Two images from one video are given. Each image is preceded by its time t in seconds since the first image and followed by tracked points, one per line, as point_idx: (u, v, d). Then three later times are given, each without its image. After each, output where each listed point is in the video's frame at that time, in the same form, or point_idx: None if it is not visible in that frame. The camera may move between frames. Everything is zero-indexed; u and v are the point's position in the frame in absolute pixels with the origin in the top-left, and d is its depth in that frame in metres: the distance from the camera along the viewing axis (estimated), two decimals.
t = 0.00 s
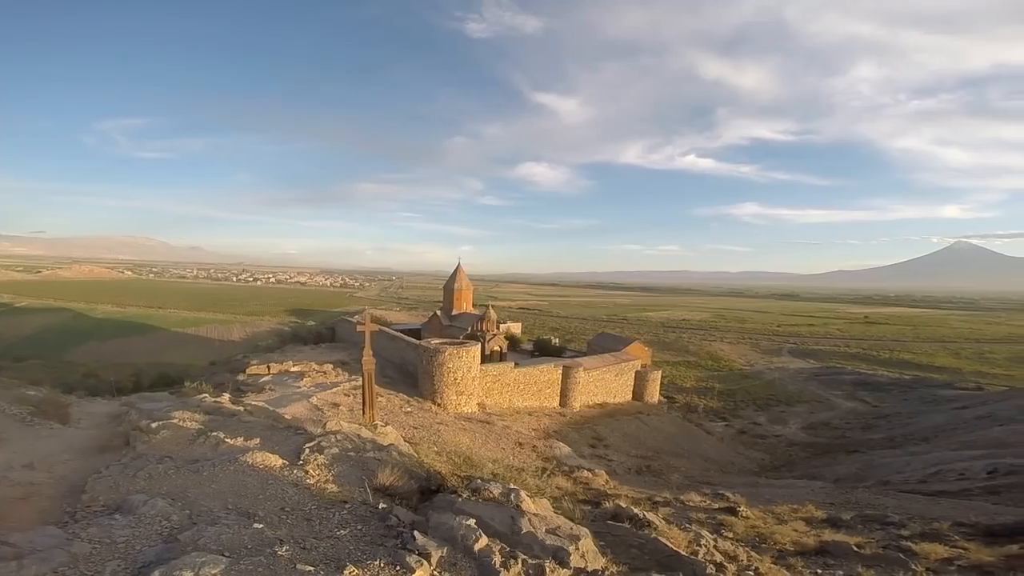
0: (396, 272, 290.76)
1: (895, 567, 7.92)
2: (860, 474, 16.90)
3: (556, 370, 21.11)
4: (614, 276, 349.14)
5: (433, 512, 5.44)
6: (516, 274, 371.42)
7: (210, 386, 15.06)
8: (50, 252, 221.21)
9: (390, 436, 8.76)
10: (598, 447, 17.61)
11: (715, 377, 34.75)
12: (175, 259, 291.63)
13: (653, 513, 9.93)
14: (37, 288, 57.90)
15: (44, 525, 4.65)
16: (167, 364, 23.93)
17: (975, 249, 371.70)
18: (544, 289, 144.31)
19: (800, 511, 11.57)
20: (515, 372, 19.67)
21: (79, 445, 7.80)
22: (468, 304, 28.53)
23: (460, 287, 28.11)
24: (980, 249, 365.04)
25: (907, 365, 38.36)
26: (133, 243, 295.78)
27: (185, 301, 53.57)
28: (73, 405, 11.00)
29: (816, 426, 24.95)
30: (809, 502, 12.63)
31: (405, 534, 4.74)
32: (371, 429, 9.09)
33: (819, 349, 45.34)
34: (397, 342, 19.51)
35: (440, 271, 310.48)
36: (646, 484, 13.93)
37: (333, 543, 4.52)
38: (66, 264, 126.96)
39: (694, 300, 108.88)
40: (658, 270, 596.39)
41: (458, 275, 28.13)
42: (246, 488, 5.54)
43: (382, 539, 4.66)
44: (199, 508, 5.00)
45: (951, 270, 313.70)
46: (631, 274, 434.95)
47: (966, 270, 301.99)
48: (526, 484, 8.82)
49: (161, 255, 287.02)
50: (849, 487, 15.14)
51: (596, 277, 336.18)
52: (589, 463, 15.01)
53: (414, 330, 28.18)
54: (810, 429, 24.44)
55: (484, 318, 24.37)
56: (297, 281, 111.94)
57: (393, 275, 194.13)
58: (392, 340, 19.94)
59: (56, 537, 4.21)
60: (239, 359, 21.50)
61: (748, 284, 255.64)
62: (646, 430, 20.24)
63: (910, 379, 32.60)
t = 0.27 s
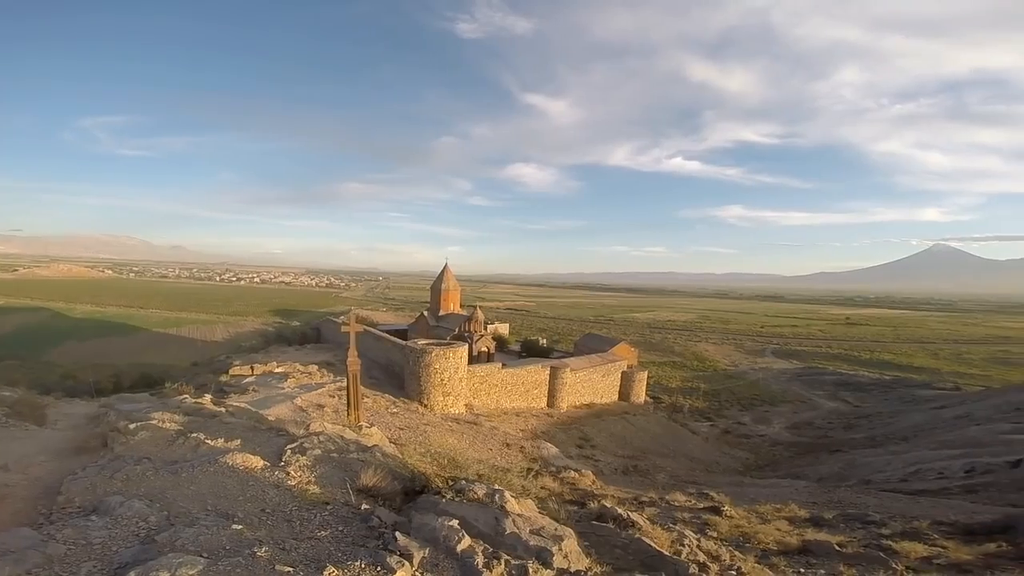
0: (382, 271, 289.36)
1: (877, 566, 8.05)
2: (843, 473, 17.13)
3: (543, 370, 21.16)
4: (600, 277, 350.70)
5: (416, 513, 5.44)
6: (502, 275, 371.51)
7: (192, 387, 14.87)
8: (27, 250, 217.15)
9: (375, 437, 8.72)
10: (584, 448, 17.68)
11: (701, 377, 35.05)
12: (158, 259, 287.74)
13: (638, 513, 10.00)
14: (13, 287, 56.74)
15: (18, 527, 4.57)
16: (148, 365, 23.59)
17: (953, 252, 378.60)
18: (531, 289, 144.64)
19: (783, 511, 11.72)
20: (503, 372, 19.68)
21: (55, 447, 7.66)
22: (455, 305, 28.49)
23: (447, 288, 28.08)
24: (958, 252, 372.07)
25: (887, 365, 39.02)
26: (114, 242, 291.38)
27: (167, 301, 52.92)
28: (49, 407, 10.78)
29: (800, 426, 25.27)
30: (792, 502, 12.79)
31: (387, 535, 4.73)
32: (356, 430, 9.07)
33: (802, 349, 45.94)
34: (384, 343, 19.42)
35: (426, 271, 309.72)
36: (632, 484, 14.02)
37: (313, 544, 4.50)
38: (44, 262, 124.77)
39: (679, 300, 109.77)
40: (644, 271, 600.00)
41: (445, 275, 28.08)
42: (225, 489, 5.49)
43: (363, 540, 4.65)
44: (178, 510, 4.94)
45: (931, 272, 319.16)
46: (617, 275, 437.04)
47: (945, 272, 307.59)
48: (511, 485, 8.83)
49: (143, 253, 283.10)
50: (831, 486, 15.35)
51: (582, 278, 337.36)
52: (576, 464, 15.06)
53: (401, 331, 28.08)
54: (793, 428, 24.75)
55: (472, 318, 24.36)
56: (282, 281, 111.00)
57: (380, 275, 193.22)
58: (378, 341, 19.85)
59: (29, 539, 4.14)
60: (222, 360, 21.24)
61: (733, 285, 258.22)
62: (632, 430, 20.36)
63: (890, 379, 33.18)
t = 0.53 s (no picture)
0: (366, 271, 287.72)
1: (856, 562, 8.20)
2: (823, 470, 17.42)
3: (528, 369, 21.20)
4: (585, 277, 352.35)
5: (397, 512, 5.43)
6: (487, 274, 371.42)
7: (171, 388, 14.65)
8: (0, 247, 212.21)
9: (358, 437, 8.69)
10: (570, 446, 17.75)
11: (684, 375, 35.38)
12: (136, 257, 282.54)
13: (622, 511, 10.07)
14: None
15: None
16: (126, 365, 23.20)
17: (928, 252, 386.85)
18: (516, 288, 144.39)
19: (765, 507, 11.88)
20: (488, 372, 19.68)
21: (28, 448, 7.51)
22: (440, 304, 28.43)
23: (432, 287, 27.98)
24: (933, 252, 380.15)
25: (865, 363, 39.74)
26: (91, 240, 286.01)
27: (146, 300, 52.00)
28: (21, 408, 10.54)
29: (781, 423, 25.64)
30: (774, 498, 12.98)
31: (366, 535, 4.72)
32: (339, 430, 9.01)
33: (783, 348, 46.61)
34: (367, 342, 19.31)
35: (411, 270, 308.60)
36: (617, 482, 14.11)
37: (291, 544, 4.48)
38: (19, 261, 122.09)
39: (662, 300, 110.70)
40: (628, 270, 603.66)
41: (430, 275, 28.01)
42: (202, 490, 5.43)
43: (343, 540, 4.63)
44: (153, 510, 4.89)
45: (908, 272, 325.03)
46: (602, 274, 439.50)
47: (921, 272, 313.80)
48: (495, 484, 8.84)
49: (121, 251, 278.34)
50: (812, 483, 15.59)
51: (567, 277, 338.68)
52: (562, 463, 15.12)
53: (385, 330, 27.95)
54: (775, 425, 25.11)
55: (457, 318, 24.33)
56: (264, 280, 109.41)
57: (364, 275, 191.84)
58: (362, 340, 19.72)
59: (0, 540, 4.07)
60: (202, 360, 20.97)
61: (716, 285, 260.67)
62: (617, 428, 20.48)
63: (868, 377, 33.79)
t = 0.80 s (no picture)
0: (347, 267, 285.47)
1: (830, 558, 8.37)
2: (800, 467, 17.73)
3: (512, 367, 21.22)
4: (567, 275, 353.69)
5: (376, 510, 5.43)
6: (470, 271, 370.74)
7: (146, 387, 14.41)
8: None
9: (337, 435, 8.64)
10: (553, 444, 17.83)
11: (665, 373, 35.72)
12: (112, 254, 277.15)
13: (603, 508, 10.17)
14: None
15: None
16: (99, 363, 22.72)
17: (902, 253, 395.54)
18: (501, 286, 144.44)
19: (743, 504, 12.06)
20: (471, 370, 19.66)
21: None
22: (423, 302, 28.32)
23: (415, 284, 27.86)
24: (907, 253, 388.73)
25: (841, 361, 40.51)
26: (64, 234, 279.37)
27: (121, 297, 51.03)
28: None
29: (759, 420, 26.03)
30: (752, 495, 13.19)
31: (342, 533, 4.70)
32: (318, 429, 8.93)
33: (761, 346, 47.33)
34: (348, 340, 19.17)
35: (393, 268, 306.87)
36: (598, 479, 14.22)
37: (264, 542, 4.45)
38: None
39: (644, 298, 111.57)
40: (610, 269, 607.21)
41: (413, 272, 27.89)
42: (174, 488, 5.37)
43: (317, 538, 4.61)
44: (123, 509, 4.82)
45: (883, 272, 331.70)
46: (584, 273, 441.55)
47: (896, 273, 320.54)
48: (476, 482, 8.86)
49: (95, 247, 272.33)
50: (789, 480, 15.86)
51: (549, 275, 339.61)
52: (544, 460, 15.19)
53: (367, 327, 27.77)
54: (753, 423, 25.49)
55: (440, 315, 24.26)
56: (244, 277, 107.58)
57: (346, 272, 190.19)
58: (343, 338, 19.57)
59: None
60: (178, 358, 20.63)
61: (697, 284, 263.49)
62: (599, 426, 20.62)
63: (844, 375, 34.46)
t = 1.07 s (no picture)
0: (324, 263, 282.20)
1: (798, 556, 8.57)
2: (771, 465, 18.09)
3: (491, 365, 21.24)
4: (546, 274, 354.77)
5: (347, 508, 5.41)
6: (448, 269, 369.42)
7: (113, 383, 14.07)
8: None
9: (311, 433, 8.57)
10: (532, 442, 17.90)
11: (642, 372, 36.09)
12: (80, 246, 269.61)
13: (579, 506, 10.25)
14: None
15: None
16: (65, 359, 22.10)
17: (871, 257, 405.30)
18: (480, 285, 144.30)
19: (716, 502, 12.26)
20: (450, 367, 19.62)
21: None
22: (401, 299, 28.17)
23: (394, 280, 27.68)
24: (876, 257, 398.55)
25: (811, 362, 41.38)
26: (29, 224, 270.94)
27: (90, 290, 49.81)
28: None
29: (733, 419, 26.47)
30: (724, 493, 13.43)
31: (309, 530, 4.68)
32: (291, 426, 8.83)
33: (735, 346, 48.09)
34: (324, 337, 18.98)
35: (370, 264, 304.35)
36: (575, 477, 14.33)
37: (229, 539, 4.40)
38: None
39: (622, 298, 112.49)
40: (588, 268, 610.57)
41: (392, 269, 27.71)
42: (138, 485, 5.28)
43: (284, 535, 4.58)
44: (83, 505, 4.73)
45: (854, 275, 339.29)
46: (562, 272, 443.32)
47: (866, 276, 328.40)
48: (451, 480, 8.85)
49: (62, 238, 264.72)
50: (760, 478, 16.18)
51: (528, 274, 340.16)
52: (523, 458, 15.25)
53: (345, 324, 27.52)
54: (727, 422, 25.91)
55: (419, 313, 24.19)
56: (218, 272, 105.53)
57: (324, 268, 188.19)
58: (319, 334, 19.36)
59: None
60: (147, 354, 20.17)
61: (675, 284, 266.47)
62: (577, 424, 20.74)
63: (814, 375, 35.24)
